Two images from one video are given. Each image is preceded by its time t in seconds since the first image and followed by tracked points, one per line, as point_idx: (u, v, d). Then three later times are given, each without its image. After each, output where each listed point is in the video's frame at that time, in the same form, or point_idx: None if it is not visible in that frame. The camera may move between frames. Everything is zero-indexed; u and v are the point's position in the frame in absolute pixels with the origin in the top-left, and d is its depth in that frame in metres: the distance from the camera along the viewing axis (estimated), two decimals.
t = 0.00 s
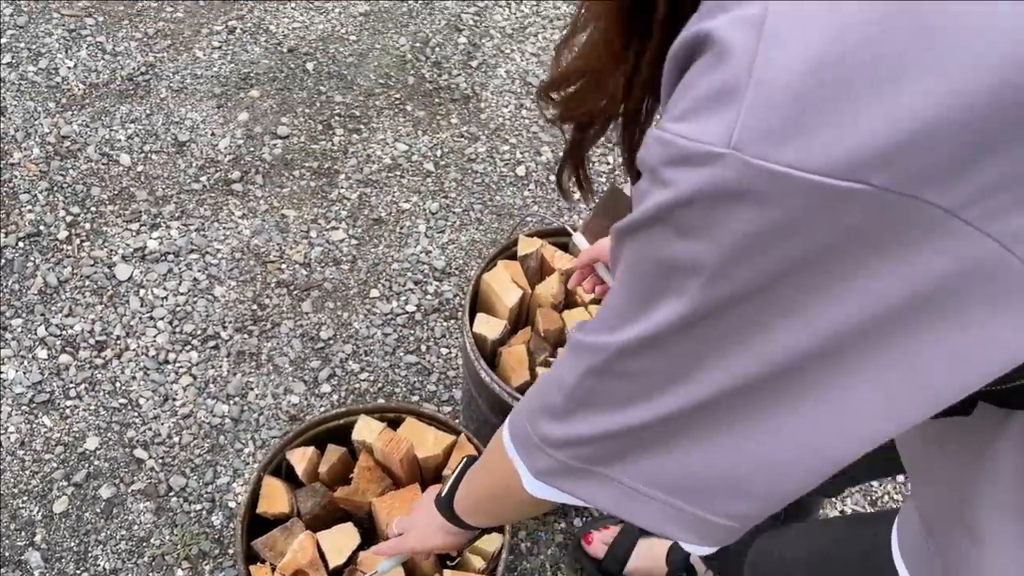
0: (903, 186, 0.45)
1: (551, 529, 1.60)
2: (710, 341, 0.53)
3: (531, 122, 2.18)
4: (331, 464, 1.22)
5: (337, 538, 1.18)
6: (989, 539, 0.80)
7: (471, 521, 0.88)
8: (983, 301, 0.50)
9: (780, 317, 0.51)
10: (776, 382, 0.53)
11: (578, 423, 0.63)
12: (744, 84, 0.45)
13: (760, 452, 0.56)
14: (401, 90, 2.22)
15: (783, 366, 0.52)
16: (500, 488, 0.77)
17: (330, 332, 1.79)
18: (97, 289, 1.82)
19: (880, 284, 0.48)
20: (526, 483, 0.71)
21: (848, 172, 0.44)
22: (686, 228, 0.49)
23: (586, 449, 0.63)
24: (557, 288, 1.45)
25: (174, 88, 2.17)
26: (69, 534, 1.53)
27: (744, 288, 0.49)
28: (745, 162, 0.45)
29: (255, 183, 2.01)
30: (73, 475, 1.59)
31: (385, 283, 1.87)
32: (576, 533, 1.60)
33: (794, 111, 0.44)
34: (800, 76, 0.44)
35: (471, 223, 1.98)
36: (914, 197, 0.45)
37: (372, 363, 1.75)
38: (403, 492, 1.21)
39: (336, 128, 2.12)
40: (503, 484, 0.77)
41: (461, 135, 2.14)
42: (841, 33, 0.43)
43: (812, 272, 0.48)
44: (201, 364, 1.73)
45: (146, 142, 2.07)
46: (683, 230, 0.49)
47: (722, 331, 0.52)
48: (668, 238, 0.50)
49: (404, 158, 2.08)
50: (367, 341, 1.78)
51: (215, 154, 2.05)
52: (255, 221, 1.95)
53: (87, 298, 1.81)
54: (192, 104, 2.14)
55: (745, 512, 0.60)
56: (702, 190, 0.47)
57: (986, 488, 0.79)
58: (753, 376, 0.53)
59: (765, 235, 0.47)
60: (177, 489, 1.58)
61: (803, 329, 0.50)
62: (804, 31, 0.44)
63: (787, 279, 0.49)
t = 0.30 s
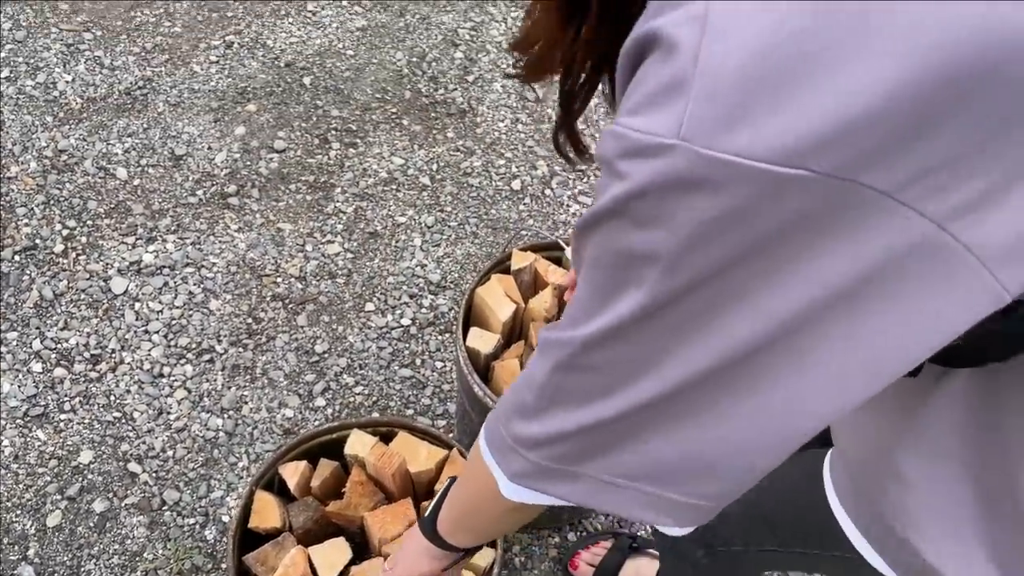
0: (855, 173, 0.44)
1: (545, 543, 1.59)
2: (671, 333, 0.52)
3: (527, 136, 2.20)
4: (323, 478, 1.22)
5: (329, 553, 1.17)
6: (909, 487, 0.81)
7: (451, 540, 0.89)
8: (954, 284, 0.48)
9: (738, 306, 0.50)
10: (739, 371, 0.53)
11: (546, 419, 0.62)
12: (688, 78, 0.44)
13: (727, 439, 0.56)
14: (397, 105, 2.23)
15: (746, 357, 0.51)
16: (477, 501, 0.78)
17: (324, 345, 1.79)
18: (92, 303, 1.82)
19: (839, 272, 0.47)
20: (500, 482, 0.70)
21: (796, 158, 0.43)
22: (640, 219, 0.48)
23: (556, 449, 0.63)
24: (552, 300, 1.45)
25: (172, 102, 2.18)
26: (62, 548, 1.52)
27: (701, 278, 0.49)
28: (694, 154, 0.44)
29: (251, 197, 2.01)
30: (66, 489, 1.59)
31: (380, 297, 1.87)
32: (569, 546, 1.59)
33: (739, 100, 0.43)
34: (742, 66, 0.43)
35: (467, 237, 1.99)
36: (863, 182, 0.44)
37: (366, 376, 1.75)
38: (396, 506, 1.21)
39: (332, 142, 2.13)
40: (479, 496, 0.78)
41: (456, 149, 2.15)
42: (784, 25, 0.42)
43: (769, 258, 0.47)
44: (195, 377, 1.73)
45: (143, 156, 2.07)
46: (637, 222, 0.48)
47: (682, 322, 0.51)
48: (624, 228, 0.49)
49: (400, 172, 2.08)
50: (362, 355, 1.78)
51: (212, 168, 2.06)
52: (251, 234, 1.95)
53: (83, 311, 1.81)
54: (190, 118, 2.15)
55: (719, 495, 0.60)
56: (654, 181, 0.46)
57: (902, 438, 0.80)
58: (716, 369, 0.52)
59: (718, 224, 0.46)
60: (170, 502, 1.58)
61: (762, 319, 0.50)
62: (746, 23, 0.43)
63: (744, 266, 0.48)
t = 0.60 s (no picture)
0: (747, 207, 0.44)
1: (540, 554, 1.59)
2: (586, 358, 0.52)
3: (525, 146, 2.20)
4: (316, 487, 1.22)
5: (322, 563, 1.17)
6: (853, 503, 0.80)
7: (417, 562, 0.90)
8: (870, 316, 0.46)
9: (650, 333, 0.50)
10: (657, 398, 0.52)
11: (478, 440, 0.62)
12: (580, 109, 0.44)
13: (651, 467, 0.55)
14: (396, 115, 2.23)
15: (659, 387, 0.51)
16: (430, 520, 0.79)
17: (320, 355, 1.79)
18: (89, 312, 1.82)
19: (742, 302, 0.46)
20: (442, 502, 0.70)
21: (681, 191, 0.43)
22: (547, 245, 0.49)
23: (489, 473, 0.62)
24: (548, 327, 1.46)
25: (171, 112, 2.19)
26: (55, 558, 1.52)
27: (608, 305, 0.49)
28: (586, 184, 0.45)
29: (248, 207, 2.02)
30: (61, 499, 1.59)
31: (377, 306, 1.87)
32: (564, 558, 1.59)
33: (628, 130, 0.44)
34: (629, 97, 0.43)
35: (464, 247, 1.99)
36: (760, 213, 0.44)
37: (362, 387, 1.75)
38: (389, 516, 1.21)
39: (331, 152, 2.14)
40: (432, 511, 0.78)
41: (454, 160, 2.15)
42: (667, 57, 0.43)
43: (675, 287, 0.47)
44: (191, 388, 1.73)
45: (141, 166, 2.08)
46: (545, 247, 0.49)
47: (595, 349, 0.51)
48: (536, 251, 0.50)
49: (398, 182, 2.09)
50: (359, 364, 1.78)
51: (210, 178, 2.06)
52: (248, 244, 1.95)
53: (79, 320, 1.81)
54: (188, 128, 2.16)
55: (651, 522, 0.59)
56: (557, 210, 0.46)
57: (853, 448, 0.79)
58: (631, 397, 0.52)
59: (622, 251, 0.46)
60: (165, 513, 1.57)
61: (671, 350, 0.49)
62: (633, 52, 0.43)
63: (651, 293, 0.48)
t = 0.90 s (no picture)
0: (656, 208, 0.53)
1: (537, 570, 1.59)
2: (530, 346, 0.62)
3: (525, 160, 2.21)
4: (315, 500, 1.22)
5: None
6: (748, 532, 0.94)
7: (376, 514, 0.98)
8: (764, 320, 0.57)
9: (583, 326, 0.60)
10: (590, 374, 0.63)
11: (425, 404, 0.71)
12: (510, 103, 0.53)
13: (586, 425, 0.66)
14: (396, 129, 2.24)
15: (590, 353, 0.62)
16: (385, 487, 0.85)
17: (319, 368, 1.79)
18: (88, 323, 1.83)
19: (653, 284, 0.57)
20: (393, 480, 0.79)
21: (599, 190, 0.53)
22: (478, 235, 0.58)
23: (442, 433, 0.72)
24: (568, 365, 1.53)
25: (172, 125, 2.20)
26: (52, 570, 1.53)
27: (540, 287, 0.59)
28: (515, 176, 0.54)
29: (248, 220, 2.02)
30: (58, 510, 1.59)
31: (376, 319, 1.88)
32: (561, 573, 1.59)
33: (552, 130, 0.53)
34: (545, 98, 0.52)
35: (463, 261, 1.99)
36: (676, 220, 0.54)
37: (360, 400, 1.75)
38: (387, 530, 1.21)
39: (331, 165, 2.15)
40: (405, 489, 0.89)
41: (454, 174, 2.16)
42: (583, 63, 0.51)
43: (603, 284, 0.58)
44: (189, 400, 1.73)
45: (142, 178, 2.09)
46: (477, 237, 0.58)
47: (526, 325, 0.61)
48: (468, 254, 0.60)
49: (398, 196, 2.09)
50: (357, 377, 1.78)
51: (210, 190, 2.07)
52: (248, 256, 1.96)
53: (78, 332, 1.82)
54: (189, 140, 2.17)
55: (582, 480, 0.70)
56: (488, 199, 0.56)
57: (767, 479, 0.90)
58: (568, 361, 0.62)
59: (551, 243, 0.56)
60: (161, 525, 1.58)
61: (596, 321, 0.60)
62: (553, 51, 0.52)
63: (580, 293, 0.59)
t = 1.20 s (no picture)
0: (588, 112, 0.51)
1: None
2: (440, 257, 0.58)
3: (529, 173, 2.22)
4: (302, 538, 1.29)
5: None
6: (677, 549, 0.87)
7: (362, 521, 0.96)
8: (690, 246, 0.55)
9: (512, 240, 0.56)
10: (518, 301, 0.59)
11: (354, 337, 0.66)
12: None
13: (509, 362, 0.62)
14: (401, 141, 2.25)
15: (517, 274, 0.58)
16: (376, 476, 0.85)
17: (320, 378, 1.79)
18: (90, 331, 1.83)
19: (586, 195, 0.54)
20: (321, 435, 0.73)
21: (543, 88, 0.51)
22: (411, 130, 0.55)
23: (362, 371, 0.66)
24: (618, 419, 1.56)
25: (177, 134, 2.21)
26: None
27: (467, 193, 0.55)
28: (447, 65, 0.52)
29: (252, 229, 2.03)
30: (57, 518, 1.59)
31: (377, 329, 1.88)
32: None
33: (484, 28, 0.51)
34: None
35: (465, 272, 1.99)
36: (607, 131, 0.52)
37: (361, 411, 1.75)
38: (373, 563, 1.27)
39: (335, 175, 2.15)
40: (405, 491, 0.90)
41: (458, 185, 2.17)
42: None
43: (530, 205, 0.55)
44: (190, 409, 1.73)
45: (147, 187, 2.09)
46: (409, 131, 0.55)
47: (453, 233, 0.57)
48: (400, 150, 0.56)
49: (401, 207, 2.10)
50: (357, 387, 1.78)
51: (214, 200, 2.08)
52: (251, 265, 1.96)
53: (81, 340, 1.82)
54: (195, 150, 2.18)
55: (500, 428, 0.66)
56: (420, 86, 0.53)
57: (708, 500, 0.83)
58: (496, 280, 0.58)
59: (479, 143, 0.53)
60: (160, 534, 1.57)
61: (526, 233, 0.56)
62: None
63: (513, 203, 0.55)
